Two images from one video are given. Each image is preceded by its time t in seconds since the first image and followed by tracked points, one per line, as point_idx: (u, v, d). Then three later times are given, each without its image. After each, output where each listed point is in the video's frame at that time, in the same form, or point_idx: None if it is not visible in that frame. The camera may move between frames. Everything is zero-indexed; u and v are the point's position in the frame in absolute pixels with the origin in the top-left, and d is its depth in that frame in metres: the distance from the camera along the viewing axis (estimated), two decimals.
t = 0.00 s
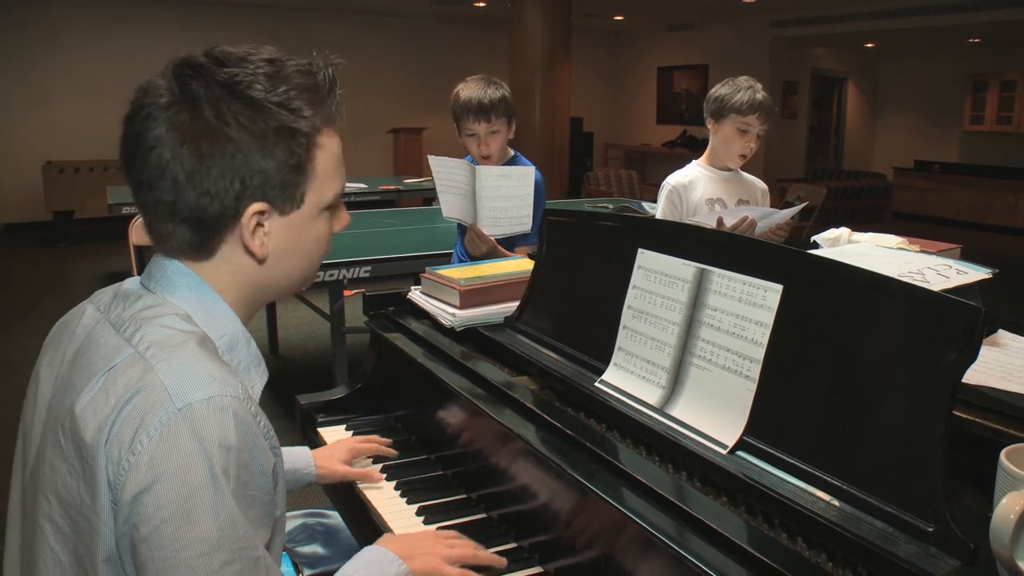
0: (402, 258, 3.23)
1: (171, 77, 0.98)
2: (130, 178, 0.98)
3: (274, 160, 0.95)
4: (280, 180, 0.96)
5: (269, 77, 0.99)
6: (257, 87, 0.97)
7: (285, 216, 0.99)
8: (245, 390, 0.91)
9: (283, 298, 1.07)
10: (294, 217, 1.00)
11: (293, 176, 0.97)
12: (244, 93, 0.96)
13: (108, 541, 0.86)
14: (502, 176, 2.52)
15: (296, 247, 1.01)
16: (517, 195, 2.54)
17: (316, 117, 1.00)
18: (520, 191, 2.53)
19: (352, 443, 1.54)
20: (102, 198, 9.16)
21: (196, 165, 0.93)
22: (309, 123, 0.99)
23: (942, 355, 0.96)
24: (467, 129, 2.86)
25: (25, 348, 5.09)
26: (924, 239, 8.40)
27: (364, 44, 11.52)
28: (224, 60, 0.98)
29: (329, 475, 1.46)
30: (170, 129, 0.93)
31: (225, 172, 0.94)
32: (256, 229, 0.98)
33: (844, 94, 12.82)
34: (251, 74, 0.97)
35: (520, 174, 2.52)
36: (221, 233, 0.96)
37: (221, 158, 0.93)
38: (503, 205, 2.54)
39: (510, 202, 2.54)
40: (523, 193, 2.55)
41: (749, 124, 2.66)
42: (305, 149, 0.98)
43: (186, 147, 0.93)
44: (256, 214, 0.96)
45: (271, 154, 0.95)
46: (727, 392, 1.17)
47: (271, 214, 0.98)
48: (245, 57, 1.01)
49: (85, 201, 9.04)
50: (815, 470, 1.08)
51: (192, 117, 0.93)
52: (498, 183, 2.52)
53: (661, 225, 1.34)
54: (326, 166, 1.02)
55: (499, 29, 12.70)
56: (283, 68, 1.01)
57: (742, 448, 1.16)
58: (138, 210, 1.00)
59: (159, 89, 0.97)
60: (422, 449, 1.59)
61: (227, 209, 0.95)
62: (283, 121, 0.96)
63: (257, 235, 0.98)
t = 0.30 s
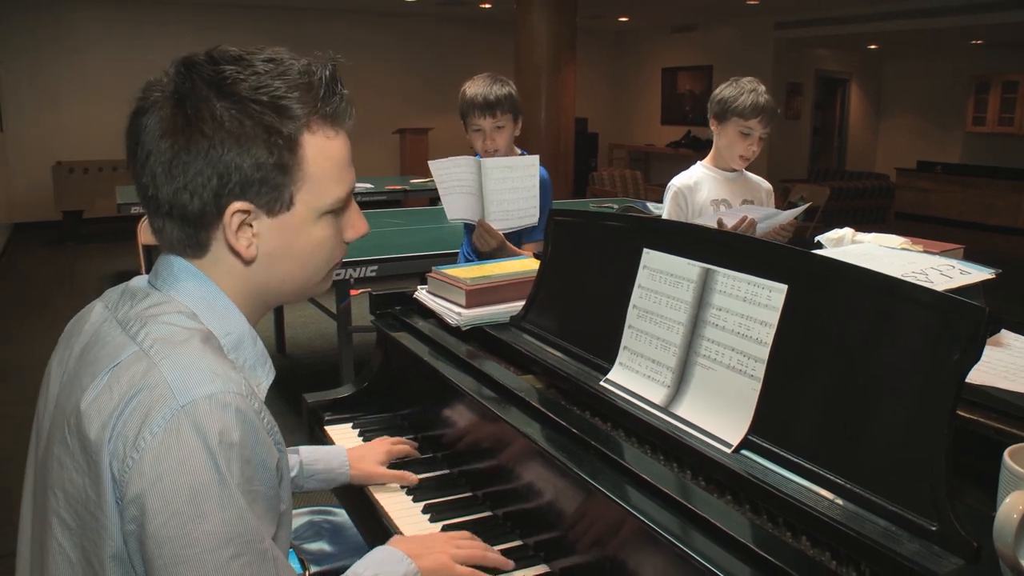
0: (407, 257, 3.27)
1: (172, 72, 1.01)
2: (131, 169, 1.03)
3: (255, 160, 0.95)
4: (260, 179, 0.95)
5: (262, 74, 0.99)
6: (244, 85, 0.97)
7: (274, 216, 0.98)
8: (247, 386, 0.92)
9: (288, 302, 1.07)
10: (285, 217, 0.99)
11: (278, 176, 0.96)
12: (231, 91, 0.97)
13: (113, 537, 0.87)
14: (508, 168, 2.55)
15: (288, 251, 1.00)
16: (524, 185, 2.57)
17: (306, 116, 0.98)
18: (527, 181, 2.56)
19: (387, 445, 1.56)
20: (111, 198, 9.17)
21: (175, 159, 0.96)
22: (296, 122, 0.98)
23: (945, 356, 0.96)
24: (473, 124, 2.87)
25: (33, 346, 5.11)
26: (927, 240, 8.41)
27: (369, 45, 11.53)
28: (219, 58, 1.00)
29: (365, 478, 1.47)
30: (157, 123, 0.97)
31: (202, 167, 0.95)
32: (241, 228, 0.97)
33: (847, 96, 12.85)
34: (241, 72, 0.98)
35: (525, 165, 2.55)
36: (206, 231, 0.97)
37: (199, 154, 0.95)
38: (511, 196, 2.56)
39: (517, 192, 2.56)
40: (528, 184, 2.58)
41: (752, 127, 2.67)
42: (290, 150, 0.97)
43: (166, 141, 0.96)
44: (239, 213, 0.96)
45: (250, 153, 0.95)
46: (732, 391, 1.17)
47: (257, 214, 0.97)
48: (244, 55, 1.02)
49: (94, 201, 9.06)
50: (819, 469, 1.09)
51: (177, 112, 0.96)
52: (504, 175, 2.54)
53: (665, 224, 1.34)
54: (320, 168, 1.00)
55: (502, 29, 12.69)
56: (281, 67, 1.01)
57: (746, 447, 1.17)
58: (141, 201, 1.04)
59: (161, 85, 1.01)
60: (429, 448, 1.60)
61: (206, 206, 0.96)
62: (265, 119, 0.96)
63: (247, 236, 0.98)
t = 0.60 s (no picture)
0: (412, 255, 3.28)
1: (185, 72, 1.02)
2: (141, 169, 1.03)
3: (266, 163, 0.95)
4: (271, 184, 0.96)
5: (276, 78, 0.99)
6: (258, 88, 0.98)
7: (283, 220, 0.98)
8: (254, 392, 0.92)
9: (295, 305, 1.07)
10: (293, 221, 0.99)
11: (289, 181, 0.96)
12: (244, 94, 0.97)
13: (116, 543, 0.87)
14: (518, 159, 2.53)
15: (297, 255, 1.00)
16: (533, 177, 2.57)
17: (320, 122, 0.99)
18: (536, 173, 2.55)
19: (359, 462, 1.48)
20: (116, 197, 9.18)
21: (185, 161, 0.96)
22: (309, 128, 0.98)
23: (952, 356, 0.97)
24: (480, 117, 2.88)
25: (40, 344, 5.13)
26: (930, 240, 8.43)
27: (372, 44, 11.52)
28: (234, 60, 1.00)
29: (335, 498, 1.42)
30: (169, 123, 0.97)
31: (213, 170, 0.95)
32: (250, 231, 0.98)
33: (851, 96, 12.87)
34: (256, 75, 0.99)
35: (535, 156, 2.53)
36: (214, 234, 0.98)
37: (210, 157, 0.95)
38: (518, 189, 2.56)
39: (526, 183, 2.56)
40: (538, 176, 2.57)
41: (753, 127, 2.68)
42: (302, 155, 0.97)
43: (176, 142, 0.96)
44: (249, 217, 0.97)
45: (262, 156, 0.95)
46: (738, 392, 1.18)
47: (266, 218, 0.98)
48: (258, 58, 1.02)
49: (100, 201, 9.07)
50: (824, 470, 1.09)
51: (189, 113, 0.97)
52: (514, 166, 2.53)
53: (672, 225, 1.35)
54: (331, 172, 1.00)
55: (505, 29, 12.68)
56: (296, 71, 1.02)
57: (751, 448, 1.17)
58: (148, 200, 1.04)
59: (174, 86, 1.01)
60: (433, 446, 1.60)
61: (215, 209, 0.96)
62: (279, 124, 0.97)
63: (256, 239, 0.98)
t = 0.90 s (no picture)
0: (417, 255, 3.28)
1: (174, 71, 1.01)
2: (135, 171, 1.02)
3: (265, 162, 0.95)
4: (271, 181, 0.96)
5: (268, 73, 0.99)
6: (251, 84, 0.97)
7: (285, 218, 0.99)
8: (259, 396, 0.92)
9: (299, 300, 1.07)
10: (295, 218, 0.99)
11: (288, 178, 0.96)
12: (236, 91, 0.96)
13: (124, 551, 0.87)
14: (527, 158, 2.54)
15: (299, 250, 1.00)
16: (542, 176, 2.58)
17: (316, 115, 0.99)
18: (546, 171, 2.56)
19: (364, 464, 1.48)
20: (121, 196, 9.20)
21: (182, 163, 0.96)
22: (305, 123, 0.98)
23: (956, 354, 0.96)
24: (483, 120, 2.87)
25: (44, 343, 5.13)
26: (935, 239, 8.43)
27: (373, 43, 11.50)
28: (221, 55, 0.99)
29: (340, 499, 1.43)
30: (163, 125, 0.97)
31: (210, 171, 0.95)
32: (252, 231, 0.98)
33: (854, 96, 12.88)
34: (246, 71, 0.97)
35: (544, 154, 2.55)
36: (216, 236, 0.98)
37: (207, 159, 0.95)
38: (528, 187, 2.57)
39: (536, 182, 2.57)
40: (547, 175, 2.58)
41: (755, 126, 2.68)
42: (300, 151, 0.97)
43: (172, 145, 0.96)
44: (249, 217, 0.97)
45: (260, 155, 0.95)
46: (741, 392, 1.17)
47: (267, 216, 0.98)
48: (247, 52, 1.01)
49: (105, 200, 9.08)
50: (829, 470, 1.09)
51: (182, 115, 0.96)
52: (523, 165, 2.53)
53: (676, 224, 1.35)
54: (330, 166, 1.00)
55: (509, 28, 12.68)
56: (287, 63, 1.01)
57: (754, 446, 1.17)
58: (144, 203, 1.03)
59: (162, 86, 1.01)
60: (437, 445, 1.60)
61: (215, 210, 0.96)
62: (274, 120, 0.96)
63: (258, 238, 0.98)
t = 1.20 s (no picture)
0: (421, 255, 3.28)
1: (167, 77, 1.01)
2: (135, 178, 1.02)
3: (266, 166, 0.95)
4: (274, 185, 0.96)
5: (265, 73, 0.98)
6: (247, 88, 0.96)
7: (290, 220, 0.99)
8: (265, 405, 0.92)
9: (306, 300, 1.07)
10: (302, 219, 0.99)
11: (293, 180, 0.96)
12: (232, 96, 0.96)
13: (128, 558, 0.87)
14: (540, 158, 2.54)
15: (306, 252, 1.01)
16: (555, 175, 2.59)
17: (316, 115, 0.98)
18: (559, 171, 2.57)
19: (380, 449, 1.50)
20: (125, 196, 9.24)
21: (184, 171, 0.96)
22: (305, 124, 0.97)
23: (961, 354, 0.96)
24: (489, 120, 2.87)
25: (49, 342, 5.14)
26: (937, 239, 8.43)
27: (379, 43, 11.54)
28: (213, 59, 0.98)
29: (352, 482, 1.43)
30: (161, 135, 0.97)
31: (211, 178, 0.95)
32: (259, 236, 0.98)
33: (857, 96, 12.88)
34: (241, 74, 0.97)
35: (556, 154, 2.55)
36: (222, 244, 0.98)
37: (207, 166, 0.95)
38: (539, 187, 2.58)
39: (549, 181, 2.59)
40: (559, 175, 2.59)
41: (754, 127, 2.68)
42: (302, 152, 0.97)
43: (171, 155, 0.96)
44: (256, 222, 0.97)
45: (260, 159, 0.95)
46: (744, 392, 1.17)
47: (274, 220, 0.98)
48: (240, 53, 1.00)
49: (109, 200, 9.12)
50: (833, 471, 1.09)
51: (178, 123, 0.96)
52: (537, 165, 2.54)
53: (679, 224, 1.35)
54: (333, 163, 1.00)
55: (512, 28, 12.69)
56: (282, 62, 1.00)
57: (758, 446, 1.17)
58: (146, 210, 1.03)
59: (156, 94, 1.01)
60: (441, 445, 1.61)
61: (220, 218, 0.96)
62: (272, 123, 0.96)
63: (265, 241, 0.99)
